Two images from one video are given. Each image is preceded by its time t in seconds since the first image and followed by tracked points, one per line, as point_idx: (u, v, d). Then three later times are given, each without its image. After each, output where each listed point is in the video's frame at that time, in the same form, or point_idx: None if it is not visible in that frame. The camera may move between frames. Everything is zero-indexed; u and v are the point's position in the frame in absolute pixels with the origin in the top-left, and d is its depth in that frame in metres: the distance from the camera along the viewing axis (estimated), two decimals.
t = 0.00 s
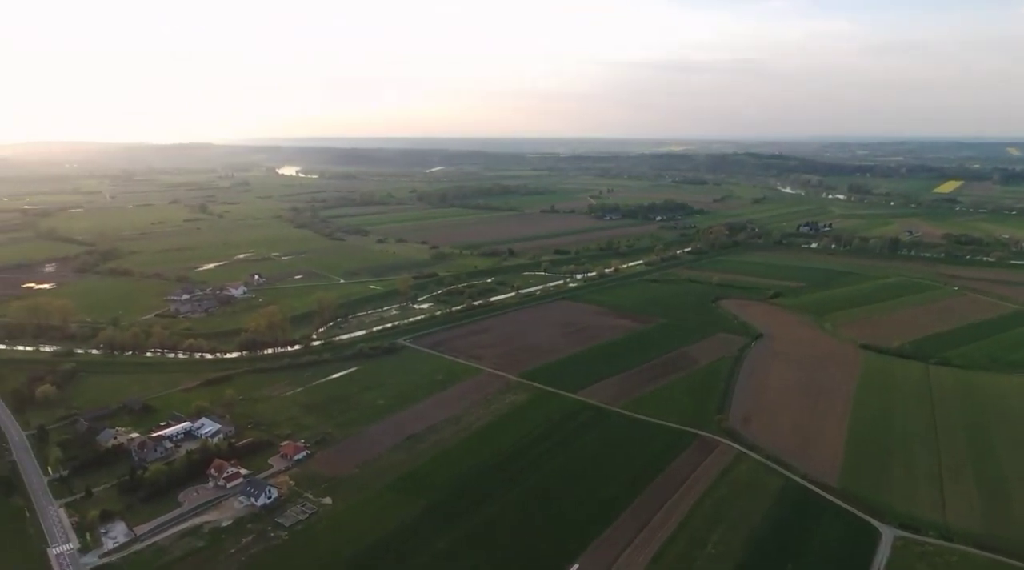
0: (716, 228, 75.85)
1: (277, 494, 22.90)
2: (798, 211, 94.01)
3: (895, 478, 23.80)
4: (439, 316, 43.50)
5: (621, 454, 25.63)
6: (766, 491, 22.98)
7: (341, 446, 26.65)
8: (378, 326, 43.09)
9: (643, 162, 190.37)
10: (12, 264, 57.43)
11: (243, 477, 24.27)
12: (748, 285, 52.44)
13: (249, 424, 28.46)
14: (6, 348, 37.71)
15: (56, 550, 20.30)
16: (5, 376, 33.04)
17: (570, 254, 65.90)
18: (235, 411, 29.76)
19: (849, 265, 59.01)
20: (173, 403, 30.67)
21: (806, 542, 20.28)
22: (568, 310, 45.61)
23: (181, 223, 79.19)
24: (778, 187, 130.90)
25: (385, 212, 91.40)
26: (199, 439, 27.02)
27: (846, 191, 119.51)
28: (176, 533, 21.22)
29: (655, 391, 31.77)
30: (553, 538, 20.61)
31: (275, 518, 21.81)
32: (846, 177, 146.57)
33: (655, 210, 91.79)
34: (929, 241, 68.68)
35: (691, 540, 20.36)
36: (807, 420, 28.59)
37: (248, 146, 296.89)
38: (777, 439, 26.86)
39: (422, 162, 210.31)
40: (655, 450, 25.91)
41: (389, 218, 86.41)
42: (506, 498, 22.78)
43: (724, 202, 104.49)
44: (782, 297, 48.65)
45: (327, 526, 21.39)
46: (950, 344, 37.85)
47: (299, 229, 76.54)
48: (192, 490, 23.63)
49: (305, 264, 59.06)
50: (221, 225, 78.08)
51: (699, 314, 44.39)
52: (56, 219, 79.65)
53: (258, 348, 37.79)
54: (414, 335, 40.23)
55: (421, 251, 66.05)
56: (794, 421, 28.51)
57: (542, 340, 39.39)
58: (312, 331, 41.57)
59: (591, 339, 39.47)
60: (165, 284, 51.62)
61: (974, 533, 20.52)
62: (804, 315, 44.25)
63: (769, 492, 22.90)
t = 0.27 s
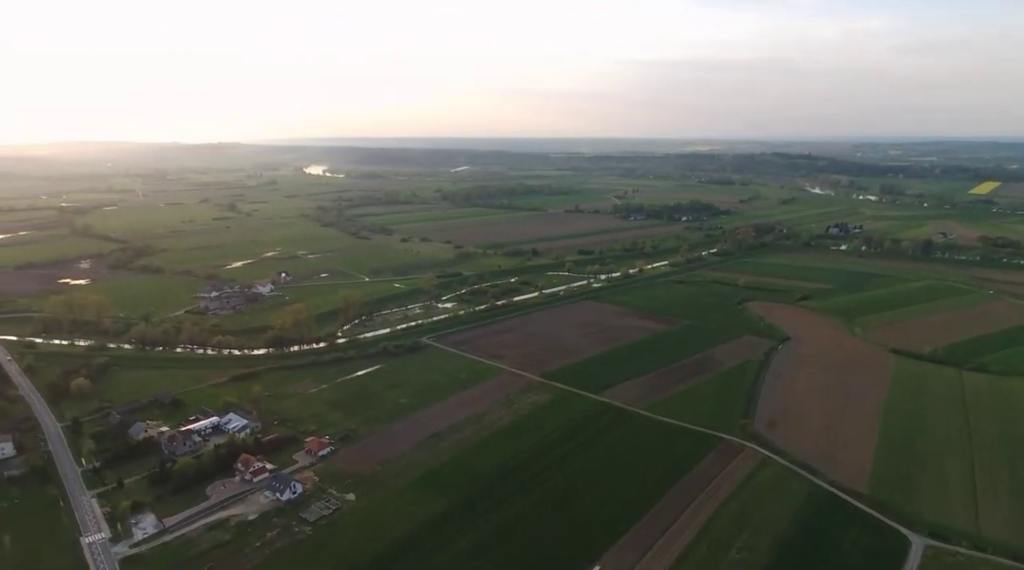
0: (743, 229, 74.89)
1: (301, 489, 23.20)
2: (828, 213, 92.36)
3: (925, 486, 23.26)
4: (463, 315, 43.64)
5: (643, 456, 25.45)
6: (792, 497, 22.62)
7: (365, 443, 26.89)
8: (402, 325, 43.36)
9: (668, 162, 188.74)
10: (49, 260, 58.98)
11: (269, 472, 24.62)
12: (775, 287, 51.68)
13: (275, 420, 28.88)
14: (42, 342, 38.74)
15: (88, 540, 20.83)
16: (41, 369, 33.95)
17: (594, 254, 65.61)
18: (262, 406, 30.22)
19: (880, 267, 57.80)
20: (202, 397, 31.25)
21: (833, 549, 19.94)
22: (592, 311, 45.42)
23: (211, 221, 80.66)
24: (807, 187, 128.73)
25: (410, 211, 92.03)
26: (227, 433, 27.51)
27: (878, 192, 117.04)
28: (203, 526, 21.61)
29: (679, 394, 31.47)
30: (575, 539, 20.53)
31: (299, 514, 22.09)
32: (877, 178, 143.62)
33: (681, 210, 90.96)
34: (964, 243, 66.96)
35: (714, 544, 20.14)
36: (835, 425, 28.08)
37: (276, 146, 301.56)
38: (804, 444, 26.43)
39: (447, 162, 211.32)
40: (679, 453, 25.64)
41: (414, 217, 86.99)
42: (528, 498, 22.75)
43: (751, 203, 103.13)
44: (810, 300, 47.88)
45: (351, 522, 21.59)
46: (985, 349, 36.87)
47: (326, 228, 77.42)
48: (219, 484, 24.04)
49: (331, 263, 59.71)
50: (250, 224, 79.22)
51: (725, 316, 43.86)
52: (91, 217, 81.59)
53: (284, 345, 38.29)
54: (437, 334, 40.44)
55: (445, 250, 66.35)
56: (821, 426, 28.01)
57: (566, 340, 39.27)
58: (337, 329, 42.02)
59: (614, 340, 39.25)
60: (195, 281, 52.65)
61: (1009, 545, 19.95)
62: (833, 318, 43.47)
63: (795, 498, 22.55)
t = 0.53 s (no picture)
0: (771, 230, 73.81)
1: (325, 485, 23.50)
2: (858, 214, 90.54)
3: (957, 495, 22.70)
4: (486, 315, 43.77)
5: (667, 459, 25.24)
6: (819, 503, 22.25)
7: (388, 441, 27.13)
8: (425, 323, 43.66)
9: (695, 162, 186.81)
10: (84, 258, 60.53)
11: (294, 467, 24.99)
12: (803, 289, 50.84)
13: (300, 416, 29.29)
14: (77, 337, 39.79)
15: (119, 530, 21.36)
16: (76, 363, 34.89)
17: (618, 255, 65.24)
18: (288, 403, 30.68)
19: (912, 271, 56.49)
20: (230, 393, 31.83)
21: (860, 558, 19.57)
22: (616, 312, 45.18)
23: (240, 220, 82.04)
24: (837, 188, 126.40)
25: (435, 211, 92.54)
26: (253, 429, 27.99)
27: (911, 193, 114.41)
28: (229, 519, 22.02)
29: (703, 397, 31.15)
30: (597, 541, 20.47)
31: (323, 509, 22.37)
32: (910, 178, 140.38)
33: (707, 211, 89.99)
34: (1001, 246, 65.12)
35: (737, 549, 19.91)
36: (864, 431, 27.53)
37: (304, 145, 305.56)
38: (831, 450, 25.98)
39: (472, 162, 211.95)
40: (702, 457, 25.38)
41: (439, 216, 87.46)
42: (550, 499, 22.73)
43: (779, 204, 101.62)
44: (839, 303, 47.01)
45: (373, 519, 21.81)
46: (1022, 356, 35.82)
47: (351, 227, 78.21)
48: (245, 478, 24.47)
49: (357, 262, 60.32)
50: (277, 223, 80.36)
51: (751, 318, 43.30)
52: (125, 215, 83.61)
53: (310, 342, 38.80)
54: (461, 333, 40.62)
55: (469, 250, 66.57)
56: (849, 432, 27.50)
57: (589, 341, 39.12)
58: (362, 327, 42.46)
59: (638, 341, 39.00)
60: (224, 279, 53.63)
61: None
62: (863, 322, 42.62)
63: (822, 505, 22.18)
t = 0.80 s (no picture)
0: (799, 232, 72.61)
1: (349, 482, 23.70)
2: (890, 216, 88.59)
3: (992, 505, 22.06)
4: (509, 314, 43.80)
5: (691, 462, 24.97)
6: (847, 510, 21.82)
7: (411, 439, 27.28)
8: (449, 323, 43.83)
9: (722, 162, 184.64)
10: (118, 255, 61.96)
11: (318, 463, 25.28)
12: (832, 292, 49.90)
13: (325, 413, 29.60)
14: (111, 332, 40.75)
15: (149, 522, 21.82)
16: (109, 357, 35.71)
17: (642, 256, 64.77)
18: (313, 399, 31.03)
19: (946, 274, 55.08)
20: (256, 389, 32.30)
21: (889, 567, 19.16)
22: (640, 313, 44.86)
23: (268, 219, 83.34)
24: (868, 190, 123.92)
25: (459, 210, 92.86)
26: (279, 424, 28.37)
27: (946, 194, 111.61)
28: (255, 513, 22.35)
29: (728, 400, 30.75)
30: (619, 543, 20.33)
31: (346, 506, 22.57)
32: (945, 180, 136.97)
33: (734, 212, 88.85)
34: None
35: (762, 555, 19.63)
36: (894, 438, 26.91)
37: (330, 145, 309.05)
38: (860, 456, 25.45)
39: (496, 162, 212.23)
40: (727, 460, 25.06)
41: (463, 216, 87.75)
42: (572, 500, 22.64)
43: (808, 206, 99.90)
44: (869, 306, 46.06)
45: (396, 516, 21.95)
46: None
47: (377, 227, 78.84)
48: (271, 473, 24.81)
49: (381, 261, 60.77)
50: (304, 222, 81.41)
51: (778, 321, 42.64)
52: (157, 213, 85.42)
53: (335, 340, 39.21)
54: (484, 333, 40.68)
55: (493, 250, 66.68)
56: (879, 438, 26.91)
57: (613, 342, 38.89)
58: (386, 326, 42.77)
59: (662, 343, 38.67)
60: (252, 277, 54.47)
61: None
62: (894, 326, 41.68)
63: (850, 511, 21.74)
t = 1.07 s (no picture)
0: (829, 233, 71.35)
1: (372, 479, 23.93)
2: (924, 218, 86.54)
3: None
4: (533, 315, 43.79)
5: (715, 466, 24.69)
6: (875, 518, 21.37)
7: (433, 437, 27.44)
8: (472, 322, 43.98)
9: (749, 163, 182.20)
10: (150, 252, 63.41)
11: (342, 460, 25.57)
12: (862, 295, 48.95)
13: (349, 411, 29.93)
14: (143, 327, 41.71)
15: (178, 514, 22.28)
16: (141, 352, 36.56)
17: (667, 257, 64.25)
18: (338, 397, 31.40)
19: (982, 278, 53.62)
20: (283, 386, 32.79)
21: None
22: (664, 314, 44.51)
23: (296, 218, 84.50)
24: (901, 191, 121.24)
25: (484, 210, 93.13)
26: (305, 421, 28.77)
27: (983, 196, 108.66)
28: (281, 508, 22.69)
29: (754, 404, 30.34)
30: (641, 546, 20.21)
31: (369, 503, 22.80)
32: (981, 181, 133.41)
33: (762, 214, 87.64)
34: None
35: (786, 561, 19.36)
36: (926, 445, 26.29)
37: (357, 145, 312.31)
38: (890, 463, 24.91)
39: (521, 162, 212.28)
40: (752, 465, 24.72)
41: (488, 216, 87.99)
42: (593, 501, 22.55)
43: (838, 207, 98.10)
44: (901, 310, 45.06)
45: (418, 514, 22.10)
46: None
47: (402, 226, 79.45)
48: (296, 469, 25.17)
49: (406, 260, 61.25)
50: (331, 221, 82.40)
51: (806, 324, 41.95)
52: (189, 212, 87.19)
53: (360, 338, 39.64)
54: (507, 333, 40.74)
55: (517, 250, 66.74)
56: (910, 445, 26.31)
57: (636, 344, 38.64)
58: (410, 324, 43.08)
59: (687, 345, 38.32)
60: (280, 275, 55.30)
61: None
62: (927, 331, 40.71)
63: (878, 519, 21.31)
